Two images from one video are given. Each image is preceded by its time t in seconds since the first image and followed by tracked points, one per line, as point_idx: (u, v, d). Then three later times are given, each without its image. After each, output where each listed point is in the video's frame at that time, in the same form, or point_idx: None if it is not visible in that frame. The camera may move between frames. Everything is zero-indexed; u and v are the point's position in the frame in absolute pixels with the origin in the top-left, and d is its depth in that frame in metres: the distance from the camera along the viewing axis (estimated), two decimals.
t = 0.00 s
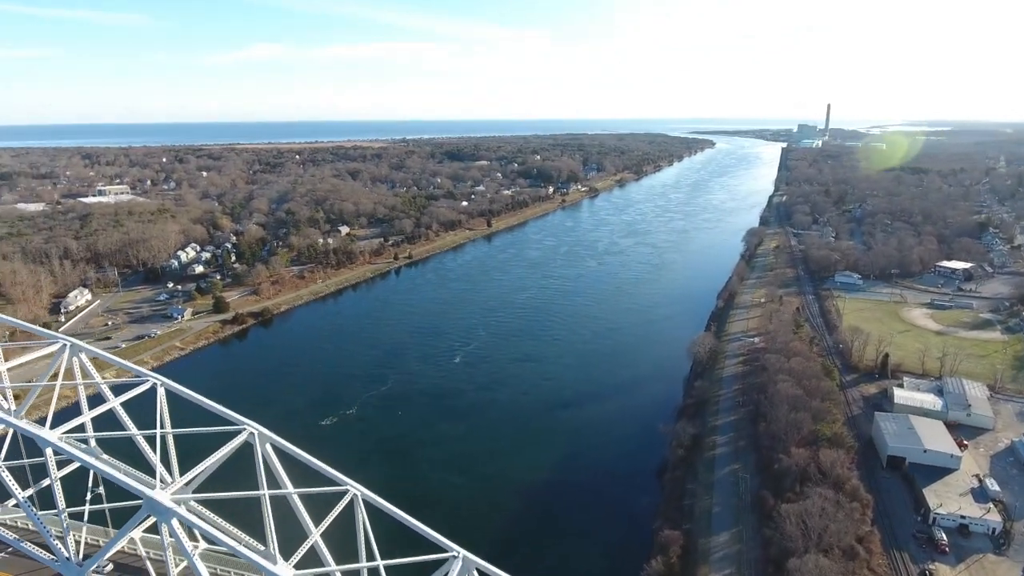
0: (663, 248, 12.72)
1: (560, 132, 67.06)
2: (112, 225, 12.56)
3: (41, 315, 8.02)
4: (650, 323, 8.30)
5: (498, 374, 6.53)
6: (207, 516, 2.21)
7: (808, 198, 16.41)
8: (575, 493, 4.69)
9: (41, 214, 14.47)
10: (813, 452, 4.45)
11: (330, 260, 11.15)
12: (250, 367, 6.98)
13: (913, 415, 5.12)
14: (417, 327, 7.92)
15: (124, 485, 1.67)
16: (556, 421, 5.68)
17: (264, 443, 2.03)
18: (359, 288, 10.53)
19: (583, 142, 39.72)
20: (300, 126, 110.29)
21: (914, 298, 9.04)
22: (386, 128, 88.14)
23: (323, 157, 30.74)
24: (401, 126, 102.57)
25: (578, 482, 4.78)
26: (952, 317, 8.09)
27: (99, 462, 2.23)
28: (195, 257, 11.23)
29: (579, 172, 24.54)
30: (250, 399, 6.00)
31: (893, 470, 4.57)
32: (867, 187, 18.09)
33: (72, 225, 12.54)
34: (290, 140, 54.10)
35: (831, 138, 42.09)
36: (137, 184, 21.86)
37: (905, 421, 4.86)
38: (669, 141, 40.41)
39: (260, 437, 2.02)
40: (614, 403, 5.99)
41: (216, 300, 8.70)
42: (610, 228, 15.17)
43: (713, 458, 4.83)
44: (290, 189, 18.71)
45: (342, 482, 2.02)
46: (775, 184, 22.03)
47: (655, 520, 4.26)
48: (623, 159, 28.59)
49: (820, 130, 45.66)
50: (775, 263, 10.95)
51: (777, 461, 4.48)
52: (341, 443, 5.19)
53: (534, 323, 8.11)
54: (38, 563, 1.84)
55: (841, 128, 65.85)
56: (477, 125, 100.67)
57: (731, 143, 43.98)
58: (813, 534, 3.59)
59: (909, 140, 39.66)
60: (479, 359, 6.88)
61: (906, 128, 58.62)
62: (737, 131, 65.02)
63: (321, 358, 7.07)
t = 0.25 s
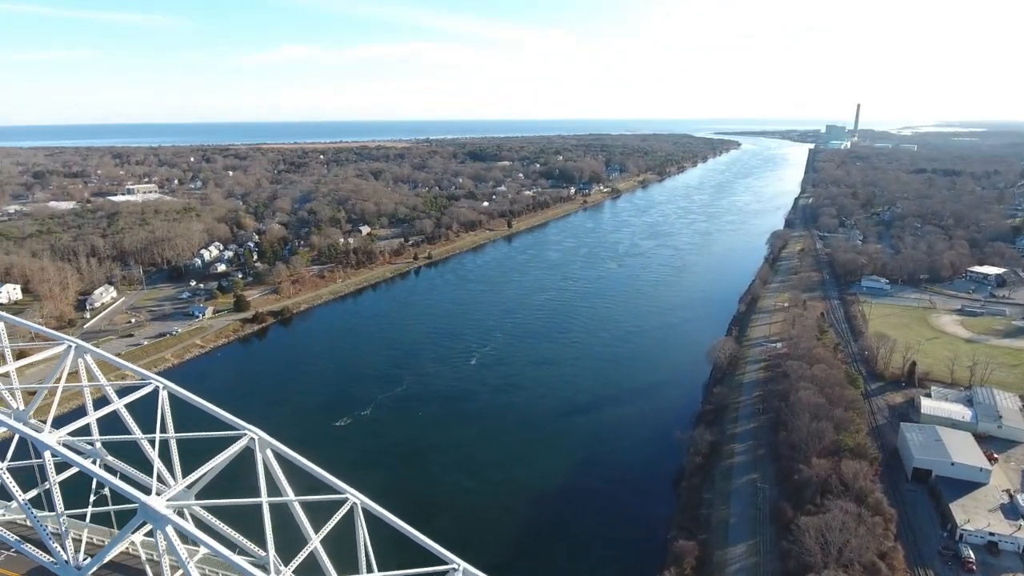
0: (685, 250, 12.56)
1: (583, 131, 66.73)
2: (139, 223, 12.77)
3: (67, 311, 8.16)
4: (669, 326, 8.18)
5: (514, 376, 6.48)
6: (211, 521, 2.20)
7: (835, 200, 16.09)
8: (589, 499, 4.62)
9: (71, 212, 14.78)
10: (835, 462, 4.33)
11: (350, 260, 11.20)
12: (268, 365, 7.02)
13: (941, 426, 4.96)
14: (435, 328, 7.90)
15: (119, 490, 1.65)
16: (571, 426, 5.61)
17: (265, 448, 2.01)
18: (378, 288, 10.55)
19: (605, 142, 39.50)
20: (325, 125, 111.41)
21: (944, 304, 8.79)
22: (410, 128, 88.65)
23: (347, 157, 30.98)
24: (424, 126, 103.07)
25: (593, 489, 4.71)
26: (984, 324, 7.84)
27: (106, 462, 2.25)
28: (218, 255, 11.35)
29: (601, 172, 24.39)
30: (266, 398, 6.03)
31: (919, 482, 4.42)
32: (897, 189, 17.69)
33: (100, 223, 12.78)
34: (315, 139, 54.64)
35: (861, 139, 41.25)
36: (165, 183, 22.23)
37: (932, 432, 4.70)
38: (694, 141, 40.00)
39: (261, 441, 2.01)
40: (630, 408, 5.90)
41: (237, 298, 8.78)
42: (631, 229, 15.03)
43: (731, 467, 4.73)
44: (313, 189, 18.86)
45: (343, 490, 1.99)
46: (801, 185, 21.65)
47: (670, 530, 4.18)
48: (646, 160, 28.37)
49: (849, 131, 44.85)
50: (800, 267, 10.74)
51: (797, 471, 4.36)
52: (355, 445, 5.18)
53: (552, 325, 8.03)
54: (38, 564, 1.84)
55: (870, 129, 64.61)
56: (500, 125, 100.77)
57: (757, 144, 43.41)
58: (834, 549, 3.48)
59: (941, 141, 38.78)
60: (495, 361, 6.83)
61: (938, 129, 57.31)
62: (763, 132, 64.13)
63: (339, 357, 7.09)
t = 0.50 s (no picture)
0: (716, 253, 12.33)
1: (613, 130, 66.20)
2: (174, 221, 13.03)
3: (102, 307, 8.34)
4: (698, 331, 8.02)
5: (537, 380, 6.41)
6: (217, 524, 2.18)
7: (874, 203, 15.64)
8: (610, 508, 4.54)
9: (110, 210, 15.17)
10: (867, 478, 4.17)
11: (378, 259, 11.26)
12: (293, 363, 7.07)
13: (980, 441, 4.75)
14: (459, 330, 7.87)
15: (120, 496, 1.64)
16: (593, 431, 5.53)
17: (271, 454, 2.00)
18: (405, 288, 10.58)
19: (637, 143, 39.12)
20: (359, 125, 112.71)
21: (987, 313, 8.45)
22: (442, 128, 89.04)
23: (378, 157, 31.24)
24: (456, 126, 103.54)
25: (614, 498, 4.62)
26: None
27: (119, 462, 2.27)
28: (249, 253, 11.52)
29: (632, 173, 24.13)
30: (290, 396, 6.07)
31: (956, 501, 4.23)
32: (939, 192, 17.12)
33: (137, 221, 13.08)
34: (348, 139, 55.34)
35: (901, 140, 40.11)
36: (201, 182, 22.69)
37: (971, 448, 4.50)
38: (728, 142, 39.35)
39: (267, 448, 1.99)
40: (654, 415, 5.79)
41: (266, 296, 8.88)
42: (661, 231, 14.83)
43: (758, 479, 4.59)
44: (344, 189, 19.05)
45: (348, 499, 1.96)
46: (838, 188, 21.10)
47: (693, 543, 4.07)
48: (678, 161, 28.00)
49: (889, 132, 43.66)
50: (835, 272, 10.44)
51: (826, 485, 4.21)
52: (375, 446, 5.18)
53: (578, 328, 7.95)
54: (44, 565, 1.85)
55: (912, 130, 62.79)
56: (531, 126, 100.66)
57: (793, 145, 42.53)
58: (864, 569, 3.34)
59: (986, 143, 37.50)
60: (518, 364, 6.77)
61: (983, 130, 55.41)
62: (799, 133, 62.81)
63: (363, 356, 7.11)
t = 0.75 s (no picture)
0: (747, 257, 12.09)
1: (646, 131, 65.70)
2: (208, 219, 13.29)
3: (136, 303, 8.51)
4: (727, 337, 7.85)
5: (560, 384, 6.34)
6: (225, 527, 2.16)
7: (914, 206, 15.15)
8: (632, 518, 4.45)
9: (148, 208, 15.55)
10: (900, 494, 4.01)
11: (406, 259, 11.30)
12: (319, 361, 7.12)
13: None
14: (484, 332, 7.85)
15: (125, 500, 1.64)
16: (616, 438, 5.44)
17: (279, 460, 1.98)
18: (431, 288, 10.61)
19: (669, 144, 38.71)
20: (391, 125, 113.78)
21: None
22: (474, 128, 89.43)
23: (410, 157, 31.48)
24: (487, 126, 103.86)
25: (636, 509, 4.54)
26: None
27: (133, 463, 2.27)
28: (280, 251, 11.68)
29: (663, 174, 23.86)
30: (314, 395, 6.11)
31: (996, 521, 4.04)
32: (984, 196, 16.51)
33: (173, 219, 13.37)
34: (381, 138, 55.98)
35: (944, 142, 38.91)
36: (237, 181, 23.15)
37: (1013, 466, 4.29)
38: (763, 144, 38.69)
39: (274, 453, 1.98)
40: (679, 422, 5.67)
41: (294, 295, 8.98)
42: (692, 234, 14.61)
43: (785, 491, 4.46)
44: (374, 188, 19.21)
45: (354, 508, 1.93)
46: (877, 190, 20.53)
47: (715, 557, 3.96)
48: (710, 162, 27.60)
49: (932, 133, 42.40)
50: (871, 277, 10.14)
51: (857, 500, 4.06)
52: (396, 447, 5.17)
53: (604, 332, 7.85)
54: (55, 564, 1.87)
55: (956, 132, 60.93)
56: (563, 126, 100.39)
57: (831, 146, 41.62)
58: None
59: None
60: (541, 368, 6.71)
61: None
62: (837, 134, 61.49)
63: (388, 356, 7.13)
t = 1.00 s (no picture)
0: (781, 261, 11.81)
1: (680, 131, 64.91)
2: (241, 218, 13.51)
3: (169, 300, 8.64)
4: (757, 343, 7.67)
5: (583, 390, 6.26)
6: (232, 532, 2.16)
7: (959, 211, 14.63)
8: (653, 529, 4.35)
9: (185, 206, 15.89)
10: (936, 513, 3.84)
11: (433, 260, 11.33)
12: (344, 360, 7.16)
13: None
14: (509, 334, 7.80)
15: (127, 507, 1.64)
16: (638, 446, 5.33)
17: (284, 468, 1.97)
18: (458, 289, 10.61)
19: (704, 145, 38.15)
20: (425, 125, 114.59)
21: None
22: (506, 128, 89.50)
23: (442, 158, 31.62)
24: (519, 127, 103.82)
25: (657, 520, 4.44)
26: None
27: (143, 463, 2.28)
28: (310, 250, 11.81)
29: (696, 175, 23.50)
30: (336, 395, 6.14)
31: None
32: None
33: (208, 217, 13.63)
34: (414, 139, 56.44)
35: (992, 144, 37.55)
36: (272, 181, 23.53)
37: None
38: (801, 145, 37.87)
39: (279, 460, 1.97)
40: (705, 431, 5.54)
41: (322, 294, 9.06)
42: (724, 237, 14.35)
43: (814, 506, 4.30)
44: (405, 188, 19.33)
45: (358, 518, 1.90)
46: (920, 194, 19.89)
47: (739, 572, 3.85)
48: (745, 163, 27.11)
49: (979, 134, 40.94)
50: (911, 284, 9.81)
51: (890, 518, 3.90)
52: (416, 450, 5.16)
53: (630, 336, 7.74)
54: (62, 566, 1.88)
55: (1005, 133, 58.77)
56: (595, 127, 99.79)
57: (872, 147, 40.50)
58: None
59: None
60: (565, 372, 6.63)
61: None
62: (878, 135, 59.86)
63: (412, 357, 7.13)
